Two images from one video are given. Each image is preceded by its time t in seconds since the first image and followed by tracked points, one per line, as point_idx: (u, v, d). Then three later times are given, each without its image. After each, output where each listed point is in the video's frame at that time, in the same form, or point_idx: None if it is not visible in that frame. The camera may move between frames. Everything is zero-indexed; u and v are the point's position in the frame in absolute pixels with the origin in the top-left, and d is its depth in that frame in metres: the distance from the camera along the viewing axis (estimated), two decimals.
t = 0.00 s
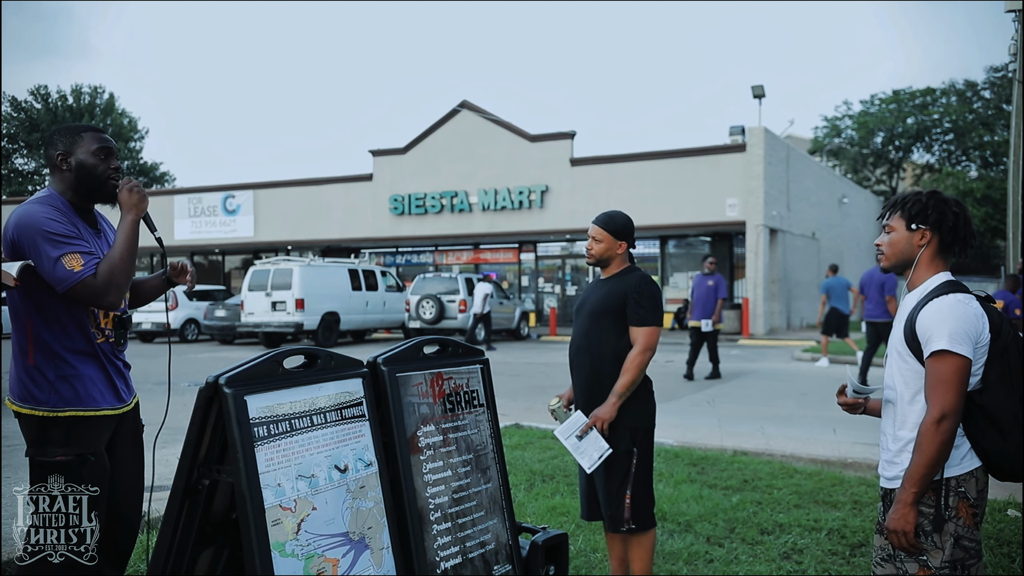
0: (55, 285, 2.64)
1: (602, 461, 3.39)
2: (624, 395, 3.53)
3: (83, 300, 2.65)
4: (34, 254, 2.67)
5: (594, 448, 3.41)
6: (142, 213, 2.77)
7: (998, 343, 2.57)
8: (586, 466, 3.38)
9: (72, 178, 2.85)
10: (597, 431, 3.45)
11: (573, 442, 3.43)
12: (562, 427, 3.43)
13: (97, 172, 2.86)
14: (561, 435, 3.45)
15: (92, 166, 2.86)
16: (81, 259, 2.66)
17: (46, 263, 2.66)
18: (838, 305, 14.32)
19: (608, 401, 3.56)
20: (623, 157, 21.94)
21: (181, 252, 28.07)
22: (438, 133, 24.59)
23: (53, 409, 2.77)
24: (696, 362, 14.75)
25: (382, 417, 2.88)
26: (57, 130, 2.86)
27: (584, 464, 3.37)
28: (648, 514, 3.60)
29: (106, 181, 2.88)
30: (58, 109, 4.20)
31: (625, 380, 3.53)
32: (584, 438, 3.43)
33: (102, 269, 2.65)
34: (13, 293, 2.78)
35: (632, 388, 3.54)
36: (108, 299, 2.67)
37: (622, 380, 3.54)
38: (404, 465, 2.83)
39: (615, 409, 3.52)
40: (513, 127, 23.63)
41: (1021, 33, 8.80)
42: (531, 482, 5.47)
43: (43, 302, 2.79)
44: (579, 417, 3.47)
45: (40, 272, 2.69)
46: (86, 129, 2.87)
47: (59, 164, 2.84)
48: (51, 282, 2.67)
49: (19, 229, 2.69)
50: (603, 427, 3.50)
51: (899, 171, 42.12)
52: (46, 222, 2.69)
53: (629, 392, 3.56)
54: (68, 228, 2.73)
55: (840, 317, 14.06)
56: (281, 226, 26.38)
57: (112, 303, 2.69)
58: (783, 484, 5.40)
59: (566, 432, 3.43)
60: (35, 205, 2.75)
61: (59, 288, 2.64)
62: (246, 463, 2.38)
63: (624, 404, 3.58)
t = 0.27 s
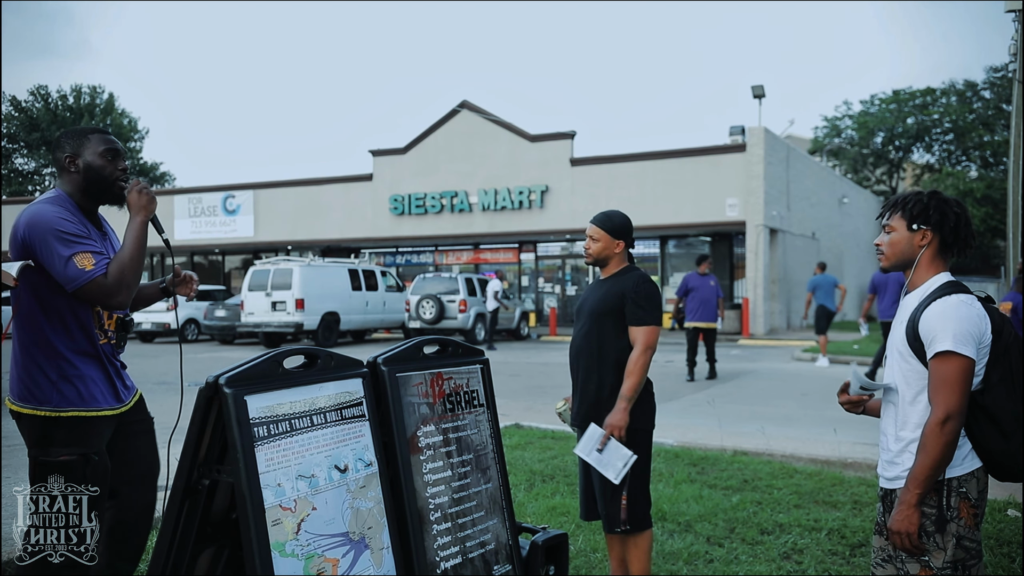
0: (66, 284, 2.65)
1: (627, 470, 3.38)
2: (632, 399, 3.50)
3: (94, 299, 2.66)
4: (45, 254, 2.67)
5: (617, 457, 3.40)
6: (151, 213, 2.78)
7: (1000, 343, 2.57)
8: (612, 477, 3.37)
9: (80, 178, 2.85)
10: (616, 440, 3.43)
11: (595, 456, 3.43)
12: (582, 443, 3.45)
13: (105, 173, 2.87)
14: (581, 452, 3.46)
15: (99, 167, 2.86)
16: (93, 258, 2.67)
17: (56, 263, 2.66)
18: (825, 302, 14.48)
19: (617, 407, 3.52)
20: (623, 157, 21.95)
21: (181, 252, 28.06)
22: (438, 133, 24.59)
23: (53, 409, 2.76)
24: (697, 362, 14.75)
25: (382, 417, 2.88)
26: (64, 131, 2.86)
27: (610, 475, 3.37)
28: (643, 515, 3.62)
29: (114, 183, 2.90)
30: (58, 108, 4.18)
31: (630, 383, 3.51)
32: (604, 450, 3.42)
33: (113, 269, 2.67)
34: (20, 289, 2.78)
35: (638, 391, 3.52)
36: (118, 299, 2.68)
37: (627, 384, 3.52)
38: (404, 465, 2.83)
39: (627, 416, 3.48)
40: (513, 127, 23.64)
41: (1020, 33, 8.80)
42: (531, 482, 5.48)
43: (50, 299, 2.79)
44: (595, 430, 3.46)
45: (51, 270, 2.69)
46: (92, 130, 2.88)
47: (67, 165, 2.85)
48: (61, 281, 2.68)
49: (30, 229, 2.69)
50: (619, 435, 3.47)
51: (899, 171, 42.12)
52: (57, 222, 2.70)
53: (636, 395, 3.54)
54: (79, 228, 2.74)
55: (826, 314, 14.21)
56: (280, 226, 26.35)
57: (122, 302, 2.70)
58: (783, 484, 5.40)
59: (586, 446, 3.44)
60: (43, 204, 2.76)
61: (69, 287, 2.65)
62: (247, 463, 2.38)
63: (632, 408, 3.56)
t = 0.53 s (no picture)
0: (89, 279, 2.65)
1: (651, 474, 3.47)
2: (642, 402, 3.51)
3: (115, 295, 2.66)
4: (70, 248, 2.68)
5: (640, 463, 3.46)
6: (176, 216, 2.80)
7: (1000, 343, 2.57)
8: (638, 483, 3.46)
9: (106, 183, 2.88)
10: (637, 447, 3.46)
11: (620, 467, 3.47)
12: (608, 457, 3.47)
13: (130, 178, 2.90)
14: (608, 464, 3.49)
15: (126, 172, 2.90)
16: (119, 254, 2.68)
17: (80, 258, 2.66)
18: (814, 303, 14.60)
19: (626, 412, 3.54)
20: (623, 157, 21.95)
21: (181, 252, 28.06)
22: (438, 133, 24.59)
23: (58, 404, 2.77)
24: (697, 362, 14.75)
25: (381, 417, 2.88)
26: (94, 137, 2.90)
27: (636, 483, 3.46)
28: (642, 515, 3.61)
29: (139, 187, 2.93)
30: (57, 107, 4.16)
31: (638, 387, 3.52)
32: (628, 459, 3.46)
33: (136, 265, 2.67)
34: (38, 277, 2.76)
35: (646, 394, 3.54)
36: (138, 295, 2.68)
37: (636, 389, 3.52)
38: (404, 466, 2.83)
39: (639, 420, 3.50)
40: (513, 127, 23.64)
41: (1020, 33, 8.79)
42: (530, 482, 5.48)
43: (68, 293, 2.79)
44: (617, 440, 3.47)
45: (74, 266, 2.69)
46: (120, 137, 2.92)
47: (94, 169, 2.88)
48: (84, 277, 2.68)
49: (57, 223, 2.71)
50: (637, 440, 3.49)
51: (899, 171, 42.12)
52: (85, 219, 2.72)
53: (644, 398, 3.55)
54: (106, 227, 2.76)
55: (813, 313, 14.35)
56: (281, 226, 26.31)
57: (142, 300, 2.70)
58: (783, 484, 5.40)
59: (612, 460, 3.47)
60: (72, 203, 2.78)
61: (91, 282, 2.65)
62: (246, 463, 2.38)
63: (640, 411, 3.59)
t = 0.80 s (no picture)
0: (122, 271, 2.76)
1: (621, 478, 3.35)
2: (625, 406, 3.47)
3: (145, 287, 2.75)
4: (107, 243, 2.79)
5: (611, 464, 3.37)
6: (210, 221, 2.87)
7: (997, 343, 2.57)
8: (607, 484, 3.36)
9: (148, 192, 2.98)
10: (609, 448, 3.39)
11: (590, 466, 3.39)
12: (576, 455, 3.39)
13: (170, 189, 2.98)
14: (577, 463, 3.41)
15: (166, 183, 2.98)
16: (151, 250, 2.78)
17: (116, 252, 2.77)
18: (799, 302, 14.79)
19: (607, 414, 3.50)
20: (623, 157, 21.96)
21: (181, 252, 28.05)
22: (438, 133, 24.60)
23: (82, 391, 2.81)
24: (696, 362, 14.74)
25: (381, 417, 2.88)
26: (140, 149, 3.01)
27: (606, 484, 3.35)
28: (644, 518, 3.61)
29: (179, 199, 3.01)
30: (57, 107, 4.09)
31: (622, 390, 3.48)
32: (598, 459, 3.38)
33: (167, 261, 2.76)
34: (79, 265, 2.85)
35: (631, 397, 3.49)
36: (166, 290, 2.76)
37: (620, 391, 3.48)
38: (403, 466, 2.83)
39: (618, 422, 3.46)
40: (513, 127, 23.65)
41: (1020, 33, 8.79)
42: (531, 482, 5.48)
43: (107, 284, 2.88)
44: (590, 439, 3.42)
45: (109, 258, 2.80)
46: (164, 149, 3.02)
47: (138, 179, 2.98)
48: (117, 269, 2.79)
49: (98, 221, 2.82)
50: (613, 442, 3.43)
51: (899, 171, 42.12)
52: (124, 218, 2.83)
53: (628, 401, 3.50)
54: (144, 227, 2.87)
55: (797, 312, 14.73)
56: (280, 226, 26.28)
57: (170, 295, 2.78)
58: (783, 484, 5.40)
59: (582, 458, 3.39)
60: (113, 205, 2.89)
61: (124, 274, 2.75)
62: (246, 463, 2.38)
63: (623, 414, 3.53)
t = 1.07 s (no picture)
0: (140, 268, 2.76)
1: (598, 475, 3.42)
2: (611, 405, 3.48)
3: (160, 285, 2.75)
4: (128, 239, 2.79)
5: (588, 462, 3.43)
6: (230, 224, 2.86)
7: (994, 344, 2.56)
8: (585, 480, 3.42)
9: (171, 196, 2.98)
10: (588, 446, 3.44)
11: (568, 461, 3.45)
12: (554, 448, 3.45)
13: (192, 192, 2.98)
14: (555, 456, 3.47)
15: (188, 187, 2.98)
16: (169, 249, 2.78)
17: (136, 248, 2.77)
18: (789, 302, 14.85)
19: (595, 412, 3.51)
20: (623, 157, 21.95)
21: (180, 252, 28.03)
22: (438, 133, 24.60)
23: (91, 385, 2.83)
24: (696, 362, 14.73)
25: (381, 417, 2.88)
26: (165, 153, 3.02)
27: (581, 480, 3.41)
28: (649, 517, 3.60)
29: (200, 202, 3.00)
30: (57, 107, 4.08)
31: (611, 389, 3.48)
32: (576, 455, 3.44)
33: (183, 260, 2.76)
34: (100, 261, 2.87)
35: (619, 397, 3.49)
36: (180, 289, 2.75)
37: (608, 390, 3.49)
38: (403, 466, 2.83)
39: (602, 421, 3.47)
40: (513, 127, 23.64)
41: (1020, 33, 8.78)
42: (531, 482, 5.48)
43: (126, 281, 2.91)
44: (570, 435, 3.47)
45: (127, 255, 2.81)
46: (188, 153, 3.03)
47: (161, 182, 2.99)
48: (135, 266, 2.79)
49: (120, 218, 2.83)
50: (594, 440, 3.47)
51: (899, 171, 42.12)
52: (145, 216, 2.83)
53: (617, 400, 3.51)
54: (165, 226, 2.88)
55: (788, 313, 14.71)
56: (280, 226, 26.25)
57: (186, 293, 2.77)
58: (784, 484, 5.40)
59: (559, 452, 3.44)
60: (137, 205, 2.90)
61: (142, 271, 2.75)
62: (246, 463, 2.38)
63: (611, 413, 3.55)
